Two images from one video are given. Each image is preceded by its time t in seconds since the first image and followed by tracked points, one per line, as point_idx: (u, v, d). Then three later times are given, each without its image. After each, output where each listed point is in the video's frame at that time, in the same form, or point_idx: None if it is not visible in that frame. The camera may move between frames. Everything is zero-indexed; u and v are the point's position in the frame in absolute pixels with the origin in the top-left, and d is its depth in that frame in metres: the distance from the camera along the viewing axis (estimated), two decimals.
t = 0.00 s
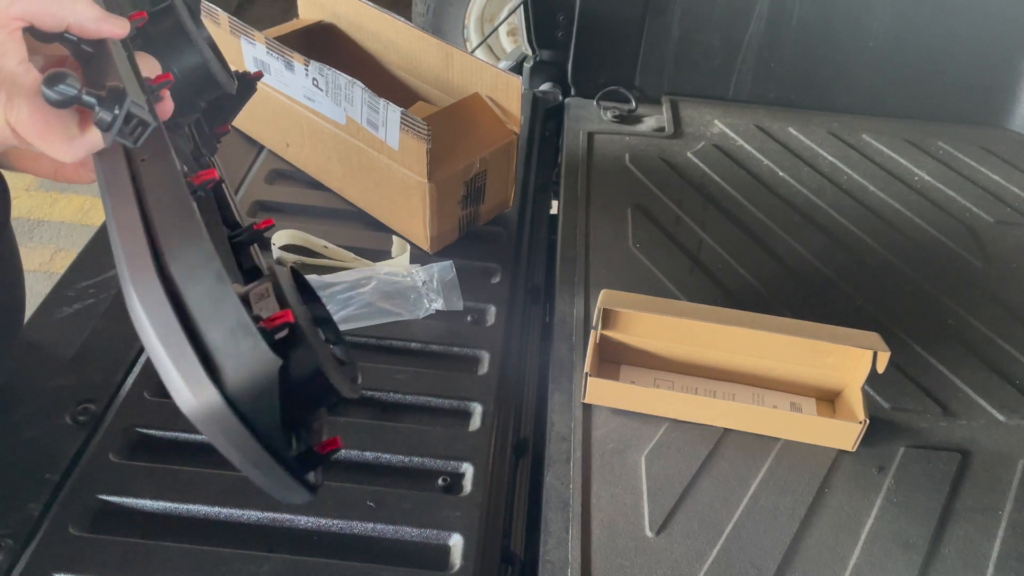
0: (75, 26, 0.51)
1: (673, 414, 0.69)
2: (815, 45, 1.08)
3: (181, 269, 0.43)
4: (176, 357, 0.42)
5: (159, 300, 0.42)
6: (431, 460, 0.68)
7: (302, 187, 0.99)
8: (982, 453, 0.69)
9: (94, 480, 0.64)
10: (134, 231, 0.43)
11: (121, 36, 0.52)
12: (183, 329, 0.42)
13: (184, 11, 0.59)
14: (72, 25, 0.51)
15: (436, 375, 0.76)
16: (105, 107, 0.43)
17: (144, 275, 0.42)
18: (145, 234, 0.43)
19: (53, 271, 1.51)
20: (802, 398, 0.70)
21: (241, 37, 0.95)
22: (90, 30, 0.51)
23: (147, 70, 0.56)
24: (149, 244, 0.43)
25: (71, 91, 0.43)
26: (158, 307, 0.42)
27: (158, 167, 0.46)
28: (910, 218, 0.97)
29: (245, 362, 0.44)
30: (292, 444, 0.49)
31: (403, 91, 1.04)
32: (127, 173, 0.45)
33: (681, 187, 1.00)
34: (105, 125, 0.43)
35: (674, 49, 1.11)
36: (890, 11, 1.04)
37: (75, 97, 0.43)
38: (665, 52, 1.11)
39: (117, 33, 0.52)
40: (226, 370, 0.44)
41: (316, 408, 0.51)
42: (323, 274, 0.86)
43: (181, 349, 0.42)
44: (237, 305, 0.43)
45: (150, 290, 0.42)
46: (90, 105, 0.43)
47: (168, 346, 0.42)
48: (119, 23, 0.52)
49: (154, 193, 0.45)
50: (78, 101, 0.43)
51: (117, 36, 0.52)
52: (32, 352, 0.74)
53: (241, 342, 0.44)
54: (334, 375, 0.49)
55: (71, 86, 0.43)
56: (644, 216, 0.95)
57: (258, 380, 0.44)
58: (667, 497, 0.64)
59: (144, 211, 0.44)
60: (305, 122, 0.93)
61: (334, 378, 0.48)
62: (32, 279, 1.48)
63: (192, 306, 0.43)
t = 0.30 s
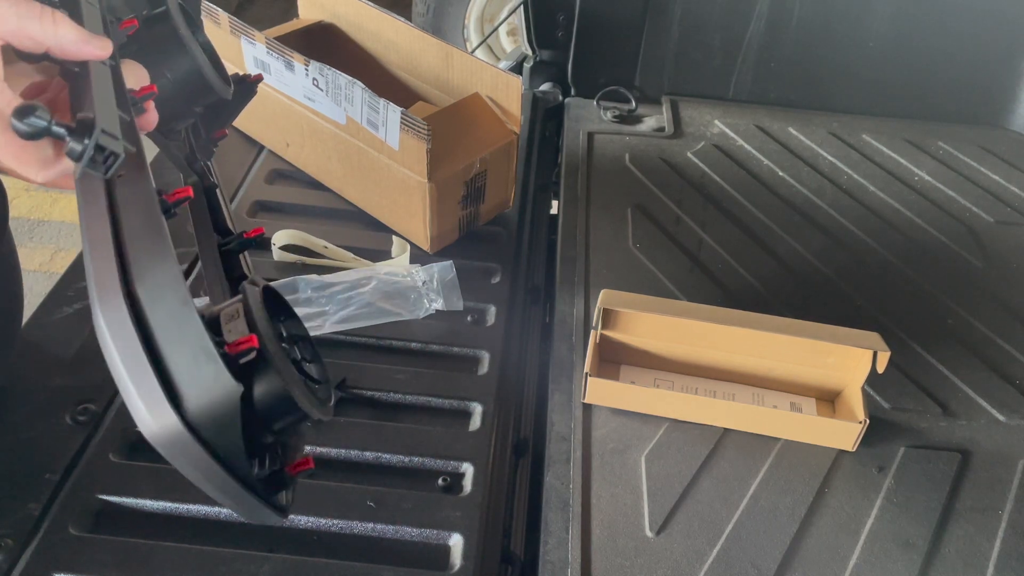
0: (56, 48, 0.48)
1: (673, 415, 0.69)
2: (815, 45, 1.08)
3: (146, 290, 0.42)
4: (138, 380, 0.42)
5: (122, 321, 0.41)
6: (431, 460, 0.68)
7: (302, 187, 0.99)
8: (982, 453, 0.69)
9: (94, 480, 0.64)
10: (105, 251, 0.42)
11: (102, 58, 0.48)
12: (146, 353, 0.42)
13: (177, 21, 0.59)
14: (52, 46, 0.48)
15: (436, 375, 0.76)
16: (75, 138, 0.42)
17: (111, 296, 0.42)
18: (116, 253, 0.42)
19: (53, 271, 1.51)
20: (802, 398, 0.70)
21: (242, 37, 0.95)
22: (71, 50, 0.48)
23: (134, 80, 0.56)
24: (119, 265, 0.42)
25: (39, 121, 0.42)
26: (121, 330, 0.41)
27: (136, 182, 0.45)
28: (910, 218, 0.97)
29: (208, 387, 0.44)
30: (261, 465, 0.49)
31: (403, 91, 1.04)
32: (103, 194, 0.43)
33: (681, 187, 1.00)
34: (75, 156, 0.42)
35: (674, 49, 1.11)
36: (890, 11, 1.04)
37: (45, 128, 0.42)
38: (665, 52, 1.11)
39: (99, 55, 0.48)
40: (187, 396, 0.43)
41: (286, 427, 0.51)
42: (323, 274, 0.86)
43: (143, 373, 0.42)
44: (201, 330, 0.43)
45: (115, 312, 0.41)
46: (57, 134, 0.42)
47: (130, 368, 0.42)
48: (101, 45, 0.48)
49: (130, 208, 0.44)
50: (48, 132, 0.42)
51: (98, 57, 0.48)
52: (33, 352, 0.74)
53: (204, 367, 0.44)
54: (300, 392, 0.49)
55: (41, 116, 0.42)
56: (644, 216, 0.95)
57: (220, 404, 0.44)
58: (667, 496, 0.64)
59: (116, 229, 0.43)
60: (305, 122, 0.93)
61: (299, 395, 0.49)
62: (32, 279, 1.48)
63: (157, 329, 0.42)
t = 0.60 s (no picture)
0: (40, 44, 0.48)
1: (673, 415, 0.69)
2: (815, 45, 1.08)
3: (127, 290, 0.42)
4: (118, 380, 0.42)
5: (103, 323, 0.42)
6: (431, 460, 0.68)
7: (302, 187, 0.99)
8: (982, 453, 0.69)
9: (95, 481, 0.64)
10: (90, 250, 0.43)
11: (83, 54, 0.47)
12: (125, 351, 0.42)
13: (180, 22, 0.58)
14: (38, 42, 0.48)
15: (436, 375, 0.76)
16: (51, 132, 0.41)
17: (93, 295, 0.42)
18: (101, 252, 0.43)
19: (53, 272, 1.51)
20: (802, 398, 0.70)
21: (241, 37, 0.95)
22: (54, 45, 0.47)
23: (131, 79, 0.56)
24: (102, 262, 0.43)
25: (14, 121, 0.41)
26: (101, 328, 0.42)
27: (125, 180, 0.45)
28: (910, 218, 0.97)
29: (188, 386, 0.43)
30: (241, 471, 0.48)
31: (403, 91, 1.04)
32: (93, 199, 0.44)
33: (680, 187, 1.00)
34: (55, 150, 0.41)
35: (674, 49, 1.11)
36: (890, 11, 1.04)
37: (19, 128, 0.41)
38: (665, 52, 1.11)
39: (80, 50, 0.47)
40: (166, 395, 0.43)
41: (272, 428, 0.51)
42: (323, 274, 0.86)
43: (122, 372, 0.42)
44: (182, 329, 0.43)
45: (96, 311, 0.42)
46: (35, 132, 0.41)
47: (109, 367, 0.42)
48: (83, 40, 0.47)
49: (116, 212, 0.44)
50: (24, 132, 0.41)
51: (79, 54, 0.47)
52: (33, 352, 0.74)
53: (183, 361, 0.43)
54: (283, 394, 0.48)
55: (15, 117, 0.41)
56: (644, 216, 0.95)
57: (199, 402, 0.44)
58: (667, 496, 0.64)
59: (104, 227, 0.43)
60: (305, 122, 0.93)
61: (282, 398, 0.48)
62: (32, 280, 1.48)
63: (137, 327, 0.42)
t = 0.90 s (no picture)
0: (27, 58, 0.41)
1: (672, 415, 0.69)
2: (815, 46, 1.08)
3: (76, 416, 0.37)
4: (45, 507, 0.36)
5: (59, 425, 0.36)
6: (431, 460, 0.68)
7: (302, 187, 0.99)
8: (982, 453, 0.69)
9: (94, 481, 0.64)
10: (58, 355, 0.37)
11: (75, 76, 0.42)
12: (60, 481, 0.36)
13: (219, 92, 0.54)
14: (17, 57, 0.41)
15: (436, 375, 0.76)
16: (42, 158, 0.37)
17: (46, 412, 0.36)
18: (68, 360, 0.37)
19: (52, 271, 1.51)
20: (802, 398, 0.70)
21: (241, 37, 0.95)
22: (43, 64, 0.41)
23: (147, 151, 0.49)
24: (66, 375, 0.37)
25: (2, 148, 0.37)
26: (46, 450, 0.36)
27: (112, 277, 0.39)
28: (910, 219, 0.97)
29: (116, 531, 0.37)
30: None
31: (403, 92, 1.04)
32: (86, 238, 0.39)
33: (680, 187, 1.00)
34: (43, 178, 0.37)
35: (674, 49, 1.11)
36: (890, 10, 1.04)
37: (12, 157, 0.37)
38: (665, 53, 1.11)
39: (73, 71, 0.41)
40: (87, 531, 0.36)
41: (179, 573, 0.44)
42: (323, 274, 0.87)
43: (49, 501, 0.36)
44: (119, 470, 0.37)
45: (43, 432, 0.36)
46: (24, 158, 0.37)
47: (41, 492, 0.36)
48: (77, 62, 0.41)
49: (98, 314, 0.38)
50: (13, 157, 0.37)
51: (69, 75, 0.41)
52: (32, 352, 0.74)
53: (116, 507, 0.37)
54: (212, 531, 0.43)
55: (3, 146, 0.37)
56: (644, 216, 0.95)
57: (114, 552, 0.37)
58: (667, 496, 0.64)
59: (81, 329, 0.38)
60: (305, 122, 0.94)
61: (209, 535, 0.43)
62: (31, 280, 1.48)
63: (78, 456, 0.36)
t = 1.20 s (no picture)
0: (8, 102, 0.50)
1: (672, 414, 0.69)
2: (814, 46, 1.08)
3: None
4: None
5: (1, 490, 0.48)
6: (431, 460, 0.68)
7: (302, 187, 0.99)
8: (982, 453, 0.69)
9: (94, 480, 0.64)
10: None
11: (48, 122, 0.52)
12: None
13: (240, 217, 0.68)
14: (2, 101, 0.50)
15: (436, 375, 0.76)
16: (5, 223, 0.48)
17: None
18: None
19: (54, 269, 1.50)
20: (802, 398, 0.70)
21: (241, 38, 0.95)
22: (21, 109, 0.50)
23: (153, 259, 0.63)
24: None
25: None
26: None
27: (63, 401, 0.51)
28: (910, 219, 0.97)
29: None
30: None
31: (403, 92, 1.04)
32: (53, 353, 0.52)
33: (680, 188, 1.00)
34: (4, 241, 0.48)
35: (674, 49, 1.11)
36: (890, 11, 1.04)
37: None
38: (665, 53, 1.11)
39: (46, 119, 0.51)
40: None
41: None
42: (323, 274, 0.87)
43: None
44: None
45: None
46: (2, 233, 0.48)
47: None
48: (56, 113, 0.52)
49: (31, 442, 0.49)
50: None
51: (44, 121, 0.51)
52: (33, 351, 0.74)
53: None
54: None
55: None
56: (644, 216, 0.95)
57: None
58: (666, 496, 0.64)
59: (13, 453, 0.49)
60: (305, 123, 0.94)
61: None
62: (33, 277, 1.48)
63: None
